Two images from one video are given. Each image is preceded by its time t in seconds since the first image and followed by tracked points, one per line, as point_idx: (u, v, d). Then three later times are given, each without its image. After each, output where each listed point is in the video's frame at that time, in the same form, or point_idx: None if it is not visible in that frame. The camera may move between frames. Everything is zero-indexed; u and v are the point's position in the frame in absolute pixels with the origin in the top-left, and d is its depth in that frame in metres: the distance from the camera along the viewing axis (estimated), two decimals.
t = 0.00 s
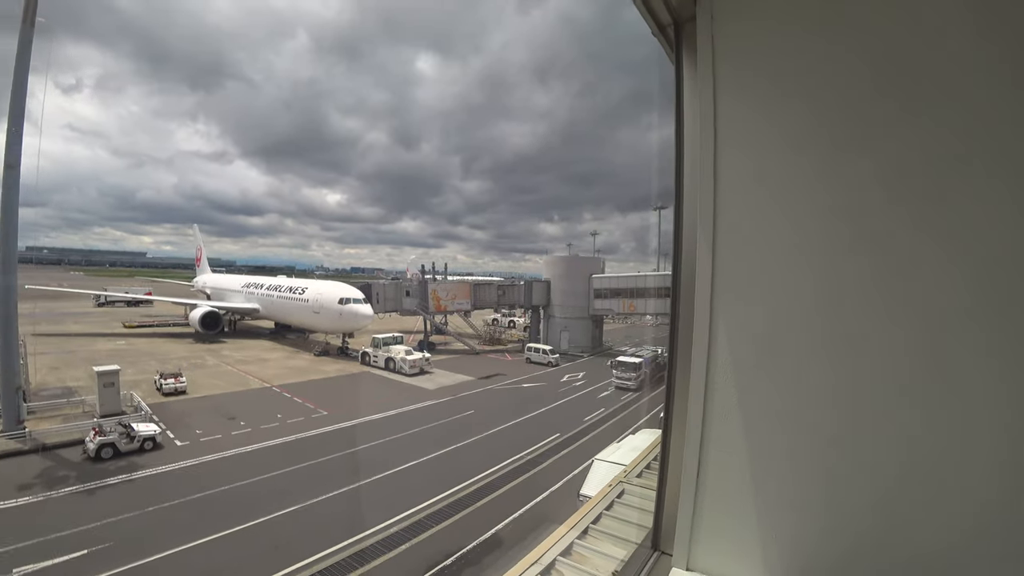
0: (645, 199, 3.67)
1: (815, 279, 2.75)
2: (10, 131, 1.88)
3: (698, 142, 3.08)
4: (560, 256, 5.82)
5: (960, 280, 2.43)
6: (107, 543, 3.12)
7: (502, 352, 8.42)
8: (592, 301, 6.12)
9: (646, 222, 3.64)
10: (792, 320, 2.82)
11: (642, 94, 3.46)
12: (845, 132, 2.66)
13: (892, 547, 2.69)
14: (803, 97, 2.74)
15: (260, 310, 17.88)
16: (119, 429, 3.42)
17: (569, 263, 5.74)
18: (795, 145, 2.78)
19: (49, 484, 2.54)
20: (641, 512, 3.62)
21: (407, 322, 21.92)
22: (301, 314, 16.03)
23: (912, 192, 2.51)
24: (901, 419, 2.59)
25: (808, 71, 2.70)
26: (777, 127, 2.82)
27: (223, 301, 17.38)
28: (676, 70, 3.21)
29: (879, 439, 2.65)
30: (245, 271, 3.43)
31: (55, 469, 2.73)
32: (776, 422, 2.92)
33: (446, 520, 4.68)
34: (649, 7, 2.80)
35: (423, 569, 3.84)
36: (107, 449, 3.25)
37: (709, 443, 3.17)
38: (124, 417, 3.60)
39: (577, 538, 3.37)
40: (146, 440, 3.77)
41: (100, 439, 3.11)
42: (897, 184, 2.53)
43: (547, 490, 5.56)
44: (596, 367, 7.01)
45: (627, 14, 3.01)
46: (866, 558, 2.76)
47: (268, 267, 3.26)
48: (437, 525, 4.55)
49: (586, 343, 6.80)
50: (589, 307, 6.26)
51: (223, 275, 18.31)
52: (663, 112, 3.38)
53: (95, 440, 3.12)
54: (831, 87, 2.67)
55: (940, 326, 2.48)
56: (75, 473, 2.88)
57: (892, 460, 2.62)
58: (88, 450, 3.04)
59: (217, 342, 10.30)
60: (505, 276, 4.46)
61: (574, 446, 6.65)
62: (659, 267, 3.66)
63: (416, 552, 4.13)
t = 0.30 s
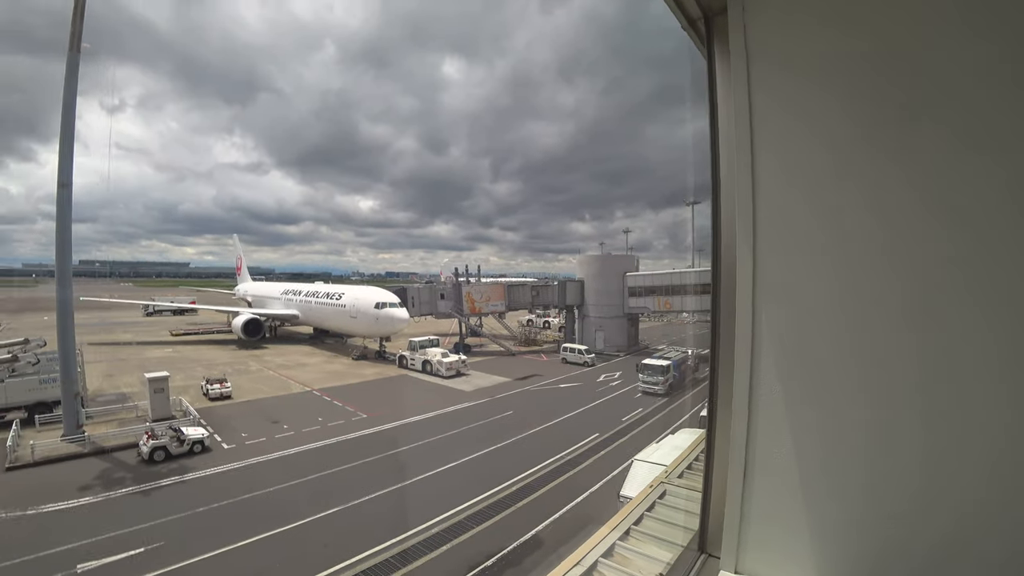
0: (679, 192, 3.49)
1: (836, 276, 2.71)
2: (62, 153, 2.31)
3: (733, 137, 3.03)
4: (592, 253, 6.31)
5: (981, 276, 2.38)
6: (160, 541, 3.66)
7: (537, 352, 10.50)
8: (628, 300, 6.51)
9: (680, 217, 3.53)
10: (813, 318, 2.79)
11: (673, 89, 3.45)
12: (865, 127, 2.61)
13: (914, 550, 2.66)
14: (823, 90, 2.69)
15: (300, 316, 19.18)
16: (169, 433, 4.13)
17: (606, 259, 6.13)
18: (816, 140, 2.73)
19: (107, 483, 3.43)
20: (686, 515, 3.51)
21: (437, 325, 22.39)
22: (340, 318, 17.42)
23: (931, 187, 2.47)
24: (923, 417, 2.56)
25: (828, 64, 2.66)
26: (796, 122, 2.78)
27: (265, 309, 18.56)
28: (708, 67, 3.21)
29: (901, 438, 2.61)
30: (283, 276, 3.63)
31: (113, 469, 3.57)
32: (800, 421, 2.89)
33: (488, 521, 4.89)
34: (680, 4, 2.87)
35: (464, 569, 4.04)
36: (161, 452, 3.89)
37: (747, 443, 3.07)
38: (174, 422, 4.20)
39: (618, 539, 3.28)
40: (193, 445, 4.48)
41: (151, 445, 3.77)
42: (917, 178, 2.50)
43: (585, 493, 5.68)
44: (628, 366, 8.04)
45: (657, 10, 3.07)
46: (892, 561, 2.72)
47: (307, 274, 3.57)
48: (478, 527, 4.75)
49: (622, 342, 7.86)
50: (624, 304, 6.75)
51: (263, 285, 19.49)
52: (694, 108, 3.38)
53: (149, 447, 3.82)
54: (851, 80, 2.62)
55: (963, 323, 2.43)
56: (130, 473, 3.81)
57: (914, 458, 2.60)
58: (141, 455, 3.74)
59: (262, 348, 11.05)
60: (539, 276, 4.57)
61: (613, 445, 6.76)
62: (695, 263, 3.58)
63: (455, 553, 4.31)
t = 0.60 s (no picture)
0: (750, 183, 3.50)
1: (879, 275, 2.80)
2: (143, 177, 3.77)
3: (806, 127, 2.97)
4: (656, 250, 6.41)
5: (998, 259, 2.56)
6: (246, 531, 4.87)
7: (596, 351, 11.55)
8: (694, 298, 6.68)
9: (747, 210, 3.59)
10: (851, 308, 2.89)
11: (739, 78, 3.41)
12: (897, 121, 2.70)
13: (977, 537, 2.71)
14: (859, 86, 2.76)
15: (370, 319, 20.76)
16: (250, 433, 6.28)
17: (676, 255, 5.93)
18: (851, 136, 2.82)
19: (195, 475, 5.51)
20: (763, 522, 3.48)
21: (499, 327, 22.85)
22: (405, 321, 18.59)
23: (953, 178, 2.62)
24: (954, 397, 2.70)
25: (869, 60, 2.72)
26: (833, 119, 2.87)
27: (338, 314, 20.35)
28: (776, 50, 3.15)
29: (932, 419, 2.76)
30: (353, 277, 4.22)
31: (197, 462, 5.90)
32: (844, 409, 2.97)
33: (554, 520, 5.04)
34: None
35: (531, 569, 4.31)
36: (240, 449, 6.03)
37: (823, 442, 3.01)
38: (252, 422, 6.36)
39: (688, 543, 3.34)
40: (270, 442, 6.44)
41: (235, 442, 5.96)
42: (945, 170, 2.63)
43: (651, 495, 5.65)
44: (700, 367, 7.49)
45: None
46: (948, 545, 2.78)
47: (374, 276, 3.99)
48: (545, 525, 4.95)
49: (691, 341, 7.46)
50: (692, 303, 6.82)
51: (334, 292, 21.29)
52: (760, 94, 3.32)
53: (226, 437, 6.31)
54: (886, 75, 2.70)
55: (978, 304, 2.62)
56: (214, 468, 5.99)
57: (947, 436, 2.73)
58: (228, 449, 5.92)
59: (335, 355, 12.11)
60: (603, 276, 4.66)
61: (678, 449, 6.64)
62: (766, 258, 3.55)
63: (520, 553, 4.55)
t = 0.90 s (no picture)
0: (771, 179, 3.47)
1: (895, 273, 2.70)
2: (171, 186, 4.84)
3: (827, 123, 2.91)
4: (672, 249, 6.32)
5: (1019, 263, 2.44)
6: (264, 526, 5.07)
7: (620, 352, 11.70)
8: (718, 296, 6.20)
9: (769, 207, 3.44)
10: (864, 312, 2.82)
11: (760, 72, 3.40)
12: (913, 119, 2.61)
13: (996, 548, 2.59)
14: (875, 83, 2.68)
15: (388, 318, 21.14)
16: (271, 432, 7.25)
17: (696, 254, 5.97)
18: (866, 135, 2.75)
19: (215, 471, 6.26)
20: (781, 522, 3.44)
21: (514, 325, 22.92)
22: (423, 320, 18.77)
23: (972, 178, 2.52)
24: (973, 407, 2.59)
25: (886, 55, 2.62)
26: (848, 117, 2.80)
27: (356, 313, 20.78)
28: (798, 41, 3.12)
29: (951, 424, 2.64)
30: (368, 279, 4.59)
31: (220, 463, 6.67)
32: (859, 415, 2.90)
33: (570, 517, 5.05)
34: None
35: (545, 567, 4.21)
36: (265, 443, 7.12)
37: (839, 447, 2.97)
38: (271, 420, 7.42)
39: (704, 543, 3.29)
40: (290, 438, 7.42)
41: (256, 438, 7.00)
42: (962, 170, 2.53)
43: (670, 494, 5.57)
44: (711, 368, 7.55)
45: None
46: (967, 562, 2.66)
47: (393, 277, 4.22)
48: (560, 523, 4.93)
49: (711, 339, 7.24)
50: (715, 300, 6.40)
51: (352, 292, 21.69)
52: (783, 88, 3.31)
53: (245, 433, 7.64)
54: (904, 71, 2.61)
55: (997, 311, 2.50)
56: (237, 465, 6.70)
57: (966, 448, 2.62)
58: (249, 445, 6.92)
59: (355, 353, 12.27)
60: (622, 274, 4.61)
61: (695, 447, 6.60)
62: (787, 255, 3.46)
63: (536, 551, 4.51)
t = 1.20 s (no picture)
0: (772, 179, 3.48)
1: (898, 272, 2.70)
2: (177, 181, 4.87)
3: (831, 121, 2.91)
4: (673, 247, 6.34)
5: None
6: (263, 520, 5.08)
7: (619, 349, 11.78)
8: (717, 294, 6.27)
9: (770, 206, 3.51)
10: (866, 313, 2.82)
11: (764, 70, 3.41)
12: (919, 118, 2.59)
13: (996, 547, 2.59)
14: (881, 81, 2.66)
15: (388, 313, 21.18)
16: (270, 427, 7.38)
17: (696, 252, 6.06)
18: (871, 134, 2.73)
19: (215, 466, 6.34)
20: (779, 520, 3.46)
21: (515, 322, 22.88)
22: (422, 315, 18.81)
23: (976, 178, 2.50)
24: (975, 407, 2.58)
25: (892, 55, 2.61)
26: (852, 116, 2.78)
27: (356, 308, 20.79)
28: (801, 38, 3.10)
29: (953, 424, 2.63)
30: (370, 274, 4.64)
31: (219, 456, 6.73)
32: (859, 416, 2.90)
33: (569, 513, 5.07)
34: None
35: (543, 564, 4.23)
36: (263, 437, 7.24)
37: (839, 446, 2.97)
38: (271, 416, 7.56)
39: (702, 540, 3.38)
40: (290, 433, 7.52)
41: (255, 432, 7.12)
42: (967, 170, 2.52)
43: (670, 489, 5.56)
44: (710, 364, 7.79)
45: None
46: (968, 562, 2.65)
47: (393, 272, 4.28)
48: (558, 520, 4.95)
49: (710, 338, 7.30)
50: (715, 299, 6.47)
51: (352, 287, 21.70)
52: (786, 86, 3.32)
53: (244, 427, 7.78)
54: (909, 71, 2.59)
55: (1000, 311, 2.49)
56: (236, 459, 6.76)
57: (968, 448, 2.61)
58: (249, 439, 7.06)
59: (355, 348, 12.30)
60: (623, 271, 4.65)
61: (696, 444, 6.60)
62: (789, 253, 3.50)
63: (534, 547, 4.52)
